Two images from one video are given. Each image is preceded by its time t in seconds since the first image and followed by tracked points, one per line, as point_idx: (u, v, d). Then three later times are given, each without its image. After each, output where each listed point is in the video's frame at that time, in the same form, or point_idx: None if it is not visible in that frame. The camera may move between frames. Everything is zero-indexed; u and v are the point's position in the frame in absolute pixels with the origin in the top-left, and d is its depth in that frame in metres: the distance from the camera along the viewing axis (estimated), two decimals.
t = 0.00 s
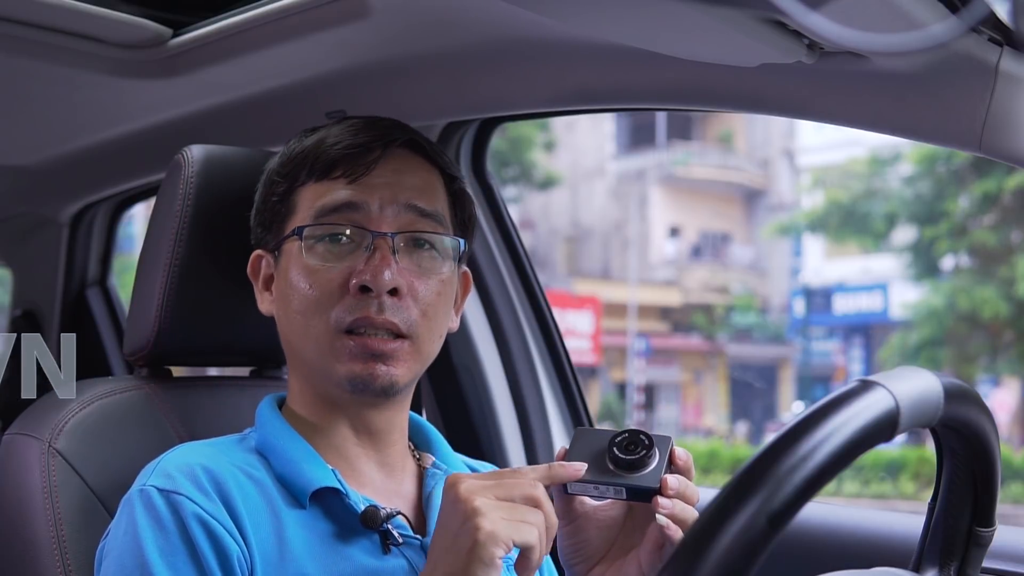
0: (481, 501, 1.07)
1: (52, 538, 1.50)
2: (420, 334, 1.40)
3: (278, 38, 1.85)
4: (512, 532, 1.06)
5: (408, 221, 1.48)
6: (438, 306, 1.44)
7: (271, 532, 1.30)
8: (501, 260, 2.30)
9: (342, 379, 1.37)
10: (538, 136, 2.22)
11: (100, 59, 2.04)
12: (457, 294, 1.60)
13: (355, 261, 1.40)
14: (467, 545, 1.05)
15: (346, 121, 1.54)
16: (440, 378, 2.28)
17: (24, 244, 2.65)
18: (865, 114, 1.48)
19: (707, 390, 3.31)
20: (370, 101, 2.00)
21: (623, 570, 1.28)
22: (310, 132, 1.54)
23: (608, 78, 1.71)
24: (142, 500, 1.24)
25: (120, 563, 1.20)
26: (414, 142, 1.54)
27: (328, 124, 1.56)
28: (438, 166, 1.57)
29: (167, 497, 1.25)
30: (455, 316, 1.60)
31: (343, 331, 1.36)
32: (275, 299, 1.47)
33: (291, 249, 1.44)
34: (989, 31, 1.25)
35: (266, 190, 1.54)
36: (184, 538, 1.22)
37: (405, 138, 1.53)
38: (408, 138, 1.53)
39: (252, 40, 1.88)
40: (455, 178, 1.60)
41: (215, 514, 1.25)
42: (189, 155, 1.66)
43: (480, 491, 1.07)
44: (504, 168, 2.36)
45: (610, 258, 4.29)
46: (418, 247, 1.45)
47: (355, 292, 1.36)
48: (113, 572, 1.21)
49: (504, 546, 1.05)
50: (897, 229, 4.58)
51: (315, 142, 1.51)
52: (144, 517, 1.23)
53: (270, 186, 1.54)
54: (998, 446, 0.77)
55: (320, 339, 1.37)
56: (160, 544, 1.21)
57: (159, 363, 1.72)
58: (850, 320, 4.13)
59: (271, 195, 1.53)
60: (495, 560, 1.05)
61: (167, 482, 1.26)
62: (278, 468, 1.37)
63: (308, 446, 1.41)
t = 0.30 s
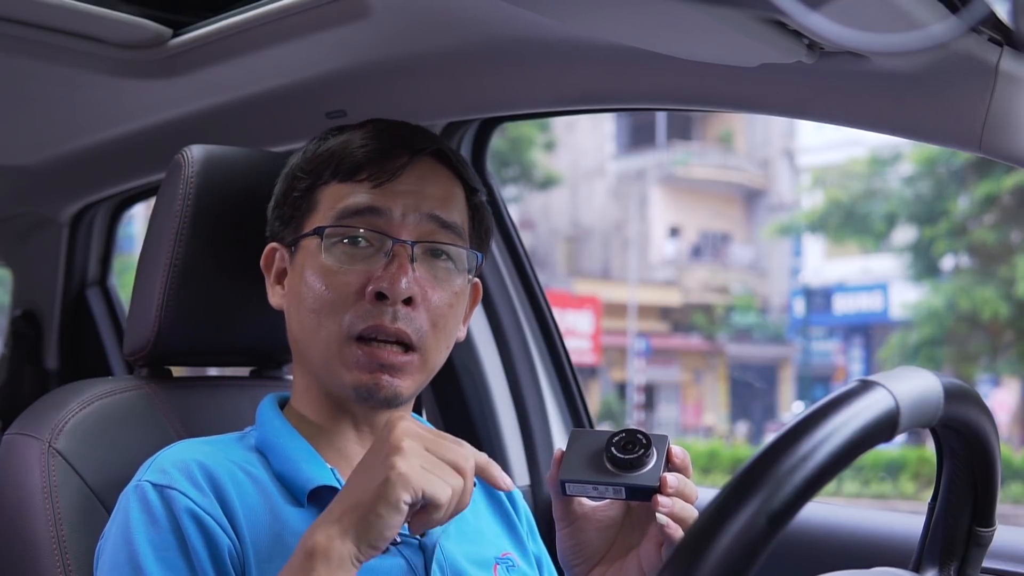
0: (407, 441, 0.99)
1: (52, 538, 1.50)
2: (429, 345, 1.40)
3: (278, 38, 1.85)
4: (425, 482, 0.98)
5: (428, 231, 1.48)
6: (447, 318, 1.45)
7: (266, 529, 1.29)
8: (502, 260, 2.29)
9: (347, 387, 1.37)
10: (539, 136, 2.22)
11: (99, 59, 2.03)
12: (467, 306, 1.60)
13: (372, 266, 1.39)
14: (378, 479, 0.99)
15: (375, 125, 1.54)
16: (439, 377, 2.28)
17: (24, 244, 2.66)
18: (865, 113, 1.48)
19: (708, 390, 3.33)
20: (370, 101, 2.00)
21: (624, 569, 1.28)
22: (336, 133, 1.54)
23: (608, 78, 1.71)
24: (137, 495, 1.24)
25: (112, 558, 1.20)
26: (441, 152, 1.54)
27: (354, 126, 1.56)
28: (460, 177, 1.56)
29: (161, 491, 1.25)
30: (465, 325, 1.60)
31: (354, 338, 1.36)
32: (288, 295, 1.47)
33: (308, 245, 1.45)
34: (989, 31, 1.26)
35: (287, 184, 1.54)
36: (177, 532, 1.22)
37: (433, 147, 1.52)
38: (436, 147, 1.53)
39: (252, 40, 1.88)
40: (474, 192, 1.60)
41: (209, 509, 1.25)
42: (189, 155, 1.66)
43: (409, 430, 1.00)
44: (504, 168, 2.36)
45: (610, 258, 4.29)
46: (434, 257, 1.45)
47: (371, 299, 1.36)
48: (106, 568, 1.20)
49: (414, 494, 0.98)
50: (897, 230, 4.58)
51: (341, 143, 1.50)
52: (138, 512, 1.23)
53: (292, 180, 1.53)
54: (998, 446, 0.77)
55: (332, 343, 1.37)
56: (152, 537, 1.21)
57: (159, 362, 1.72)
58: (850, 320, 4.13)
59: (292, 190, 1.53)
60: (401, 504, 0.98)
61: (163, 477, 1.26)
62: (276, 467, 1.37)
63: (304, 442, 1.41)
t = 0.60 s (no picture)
0: (459, 490, 0.96)
1: (52, 538, 1.50)
2: (433, 339, 1.41)
3: (278, 38, 1.85)
4: (466, 536, 0.94)
5: (431, 227, 1.48)
6: (452, 313, 1.45)
7: (269, 531, 1.29)
8: (501, 260, 2.29)
9: (350, 383, 1.37)
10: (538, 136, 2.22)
11: (100, 59, 2.04)
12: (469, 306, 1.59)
13: (376, 260, 1.40)
14: (421, 521, 0.95)
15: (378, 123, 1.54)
16: (440, 377, 2.28)
17: (24, 245, 2.66)
18: (865, 113, 1.48)
19: (707, 391, 3.36)
20: (370, 101, 2.00)
21: (628, 569, 1.27)
22: (337, 132, 1.54)
23: (608, 78, 1.71)
24: (139, 497, 1.24)
25: (115, 560, 1.20)
26: (444, 150, 1.54)
27: (354, 125, 1.55)
28: (462, 176, 1.56)
29: (164, 493, 1.25)
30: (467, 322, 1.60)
31: (357, 333, 1.36)
32: (289, 293, 1.47)
33: (311, 242, 1.44)
34: (989, 31, 1.26)
35: (289, 184, 1.54)
36: (180, 535, 1.22)
37: (436, 145, 1.52)
38: (439, 146, 1.53)
39: (252, 40, 1.88)
40: (477, 190, 1.60)
41: (212, 512, 1.25)
42: (189, 155, 1.66)
43: (466, 481, 0.97)
44: (504, 168, 2.36)
45: (610, 258, 4.29)
46: (438, 254, 1.45)
47: (374, 293, 1.36)
48: (108, 570, 1.21)
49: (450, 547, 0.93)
50: (897, 229, 4.53)
51: (343, 142, 1.50)
52: (140, 513, 1.23)
53: (293, 179, 1.53)
54: (998, 446, 0.77)
55: (335, 338, 1.37)
56: (155, 541, 1.21)
57: (159, 362, 1.72)
58: (850, 320, 4.13)
59: (294, 188, 1.52)
60: (435, 553, 0.94)
61: (165, 479, 1.26)
62: (278, 468, 1.37)
63: (304, 443, 1.41)
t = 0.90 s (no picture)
0: (495, 511, 0.98)
1: (52, 538, 1.50)
2: (430, 343, 1.41)
3: (278, 38, 1.85)
4: (505, 556, 0.95)
5: (426, 231, 1.48)
6: (449, 317, 1.45)
7: (269, 533, 1.29)
8: (502, 260, 2.29)
9: (349, 385, 1.37)
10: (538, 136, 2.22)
11: (100, 59, 2.04)
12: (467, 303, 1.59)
13: (371, 266, 1.40)
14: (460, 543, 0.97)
15: (372, 124, 1.53)
16: (440, 377, 2.28)
17: (23, 245, 2.66)
18: (865, 113, 1.48)
19: (707, 390, 3.35)
20: (370, 101, 2.00)
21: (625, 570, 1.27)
22: (332, 132, 1.54)
23: (608, 78, 1.71)
24: (140, 498, 1.24)
25: (116, 562, 1.20)
26: (438, 151, 1.54)
27: (349, 125, 1.55)
28: (457, 174, 1.57)
29: (164, 495, 1.24)
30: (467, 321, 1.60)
31: (355, 337, 1.36)
32: (286, 296, 1.47)
33: (306, 248, 1.44)
34: (989, 31, 1.25)
35: (284, 184, 1.54)
36: (181, 537, 1.22)
37: (430, 146, 1.52)
38: (432, 146, 1.53)
39: (252, 40, 1.89)
40: (472, 189, 1.60)
41: (213, 513, 1.25)
42: (189, 155, 1.66)
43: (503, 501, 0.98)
44: (504, 169, 2.36)
45: (610, 258, 4.29)
46: (434, 257, 1.45)
47: (370, 299, 1.36)
48: (109, 571, 1.21)
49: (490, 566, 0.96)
50: (898, 229, 4.55)
51: (337, 143, 1.50)
52: (141, 514, 1.23)
53: (288, 181, 1.53)
54: (998, 446, 0.77)
55: (332, 343, 1.37)
56: (157, 543, 1.21)
57: (159, 362, 1.73)
58: (850, 320, 4.13)
59: (289, 190, 1.52)
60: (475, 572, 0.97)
61: (166, 480, 1.26)
62: (277, 469, 1.37)
63: (304, 442, 1.41)
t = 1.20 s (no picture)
0: (510, 522, 0.97)
1: (52, 538, 1.50)
2: (424, 335, 1.41)
3: (278, 38, 1.85)
4: (522, 568, 0.95)
5: (414, 223, 1.48)
6: (442, 307, 1.45)
7: (271, 531, 1.29)
8: (502, 260, 2.29)
9: (346, 383, 1.37)
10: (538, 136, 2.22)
11: (100, 58, 2.04)
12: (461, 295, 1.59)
13: (360, 261, 1.40)
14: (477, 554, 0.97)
15: (355, 122, 1.53)
16: (440, 376, 2.29)
17: (23, 245, 2.66)
18: (865, 113, 1.48)
19: (707, 390, 3.36)
20: (370, 101, 2.00)
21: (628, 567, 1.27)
22: (316, 135, 1.53)
23: (608, 78, 1.71)
24: (142, 497, 1.24)
25: (117, 559, 1.20)
26: (421, 143, 1.54)
27: (334, 127, 1.55)
28: (443, 169, 1.57)
29: (167, 493, 1.25)
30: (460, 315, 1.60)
31: (348, 333, 1.36)
32: (280, 300, 1.47)
33: (296, 249, 1.44)
34: (989, 31, 1.25)
35: (272, 189, 1.54)
36: (182, 535, 1.22)
37: (412, 139, 1.53)
38: (414, 139, 1.53)
39: (252, 40, 1.89)
40: (459, 181, 1.60)
41: (214, 512, 1.24)
42: (189, 155, 1.66)
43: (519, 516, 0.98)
44: (504, 168, 2.37)
45: (610, 258, 4.29)
46: (423, 248, 1.46)
47: (361, 293, 1.36)
48: (110, 569, 1.21)
49: None
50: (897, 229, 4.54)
51: (321, 143, 1.50)
52: (143, 512, 1.23)
53: (275, 185, 1.54)
54: (998, 446, 0.77)
55: (325, 341, 1.36)
56: (158, 541, 1.21)
57: (159, 363, 1.72)
58: (850, 320, 4.13)
59: (277, 195, 1.53)
60: None
61: (167, 479, 1.26)
62: (279, 467, 1.37)
63: (306, 442, 1.41)
